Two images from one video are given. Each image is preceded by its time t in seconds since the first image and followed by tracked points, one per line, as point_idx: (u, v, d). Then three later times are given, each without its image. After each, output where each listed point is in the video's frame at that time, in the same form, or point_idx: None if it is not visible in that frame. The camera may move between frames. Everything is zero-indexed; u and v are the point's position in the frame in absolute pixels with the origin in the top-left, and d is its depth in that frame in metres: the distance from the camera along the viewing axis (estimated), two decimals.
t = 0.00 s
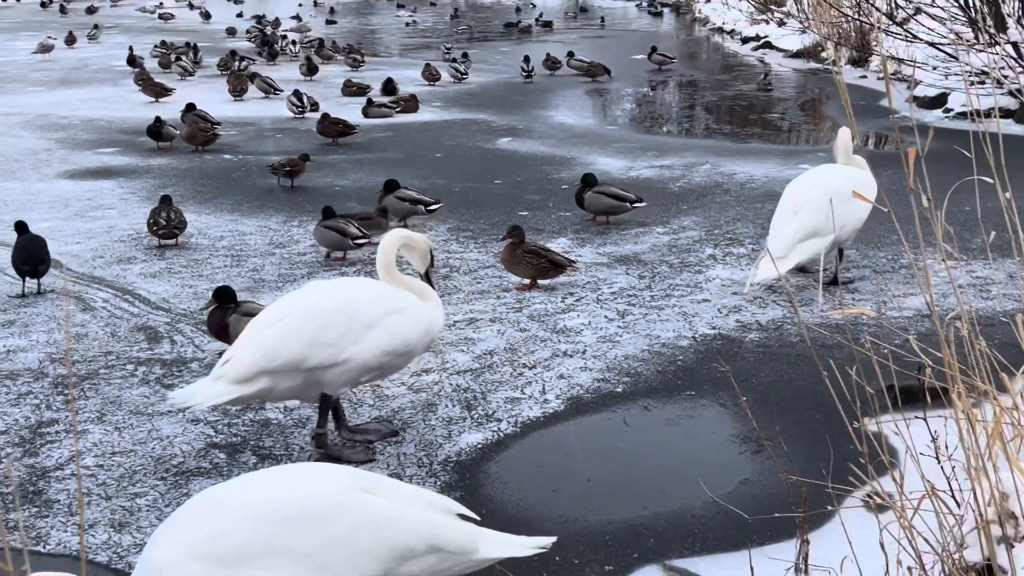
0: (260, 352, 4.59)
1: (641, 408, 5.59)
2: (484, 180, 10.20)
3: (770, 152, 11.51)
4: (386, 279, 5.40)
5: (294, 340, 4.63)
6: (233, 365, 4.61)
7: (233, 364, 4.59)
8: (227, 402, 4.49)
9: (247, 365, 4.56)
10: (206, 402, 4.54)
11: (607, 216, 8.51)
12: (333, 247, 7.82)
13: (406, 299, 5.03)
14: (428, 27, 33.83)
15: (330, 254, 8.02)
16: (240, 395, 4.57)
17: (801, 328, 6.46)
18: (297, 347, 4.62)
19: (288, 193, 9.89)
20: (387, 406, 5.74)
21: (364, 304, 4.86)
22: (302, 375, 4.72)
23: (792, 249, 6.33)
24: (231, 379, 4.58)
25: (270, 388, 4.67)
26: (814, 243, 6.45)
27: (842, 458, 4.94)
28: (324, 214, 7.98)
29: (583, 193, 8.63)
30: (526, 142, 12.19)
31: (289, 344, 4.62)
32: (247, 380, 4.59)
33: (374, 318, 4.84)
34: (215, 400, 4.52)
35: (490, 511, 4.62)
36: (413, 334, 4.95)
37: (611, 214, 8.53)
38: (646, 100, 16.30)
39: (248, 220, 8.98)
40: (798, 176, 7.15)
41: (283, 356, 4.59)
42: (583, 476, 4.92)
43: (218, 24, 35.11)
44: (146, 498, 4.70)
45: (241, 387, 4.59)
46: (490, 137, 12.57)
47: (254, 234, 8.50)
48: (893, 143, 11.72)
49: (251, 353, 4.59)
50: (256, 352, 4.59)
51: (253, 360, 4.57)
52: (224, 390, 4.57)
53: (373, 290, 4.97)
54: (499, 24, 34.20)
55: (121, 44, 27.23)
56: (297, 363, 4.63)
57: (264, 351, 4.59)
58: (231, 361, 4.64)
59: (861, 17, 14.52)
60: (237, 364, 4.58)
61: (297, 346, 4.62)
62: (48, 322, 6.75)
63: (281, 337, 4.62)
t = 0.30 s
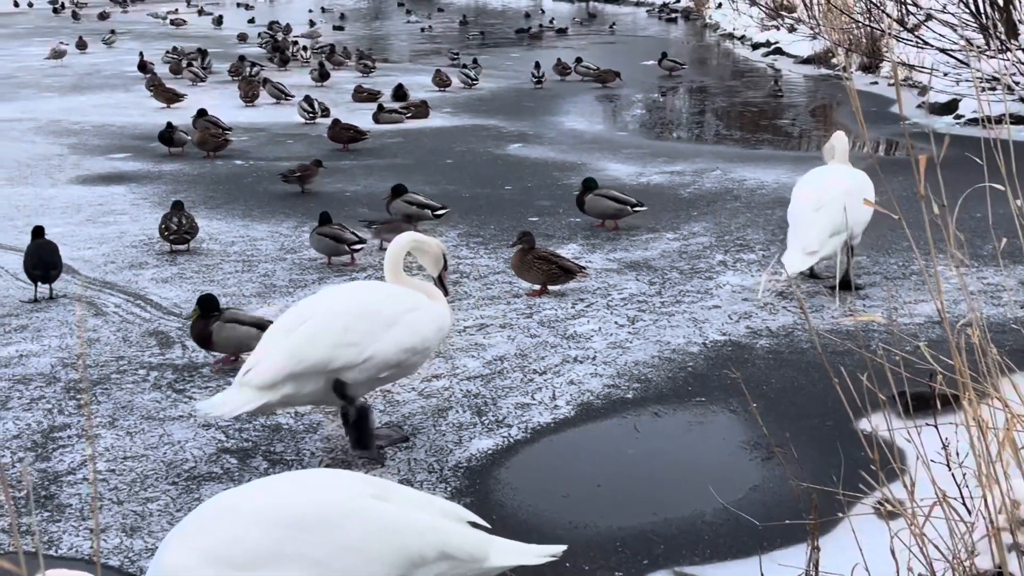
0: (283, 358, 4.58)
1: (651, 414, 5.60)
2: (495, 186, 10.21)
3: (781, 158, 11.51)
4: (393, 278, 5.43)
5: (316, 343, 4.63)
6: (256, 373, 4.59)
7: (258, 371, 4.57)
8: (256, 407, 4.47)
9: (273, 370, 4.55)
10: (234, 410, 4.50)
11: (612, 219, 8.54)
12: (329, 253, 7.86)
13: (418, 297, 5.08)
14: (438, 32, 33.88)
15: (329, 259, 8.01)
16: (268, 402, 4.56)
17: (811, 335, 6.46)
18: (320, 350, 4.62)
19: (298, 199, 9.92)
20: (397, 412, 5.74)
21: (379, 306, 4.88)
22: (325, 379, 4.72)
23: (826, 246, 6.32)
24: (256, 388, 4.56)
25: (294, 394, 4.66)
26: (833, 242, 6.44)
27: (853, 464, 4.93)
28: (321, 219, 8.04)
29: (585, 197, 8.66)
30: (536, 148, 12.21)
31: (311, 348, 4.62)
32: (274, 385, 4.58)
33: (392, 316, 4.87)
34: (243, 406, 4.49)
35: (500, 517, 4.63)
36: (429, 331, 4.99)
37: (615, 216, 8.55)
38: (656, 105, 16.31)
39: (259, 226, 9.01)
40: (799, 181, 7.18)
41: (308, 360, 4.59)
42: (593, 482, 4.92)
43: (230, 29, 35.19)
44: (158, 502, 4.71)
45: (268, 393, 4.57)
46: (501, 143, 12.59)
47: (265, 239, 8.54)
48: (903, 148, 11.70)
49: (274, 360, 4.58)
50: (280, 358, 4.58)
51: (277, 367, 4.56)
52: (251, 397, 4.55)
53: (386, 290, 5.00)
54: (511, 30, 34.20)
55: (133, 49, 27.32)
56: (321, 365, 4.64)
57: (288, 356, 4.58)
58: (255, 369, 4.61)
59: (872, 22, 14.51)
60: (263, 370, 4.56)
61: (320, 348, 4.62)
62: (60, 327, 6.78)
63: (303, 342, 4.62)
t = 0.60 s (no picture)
0: (308, 384, 4.50)
1: (655, 421, 5.58)
2: (500, 192, 10.22)
3: (786, 164, 11.50)
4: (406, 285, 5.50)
5: (341, 366, 4.59)
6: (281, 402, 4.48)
7: (286, 399, 4.45)
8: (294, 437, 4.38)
9: (302, 398, 4.46)
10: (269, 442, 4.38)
11: (610, 224, 8.54)
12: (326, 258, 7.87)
13: (425, 310, 5.13)
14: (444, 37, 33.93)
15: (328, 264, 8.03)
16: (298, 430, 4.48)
17: (816, 341, 6.45)
18: (345, 372, 4.59)
19: (304, 204, 9.94)
20: (401, 418, 5.74)
21: (393, 323, 4.88)
22: (349, 401, 4.69)
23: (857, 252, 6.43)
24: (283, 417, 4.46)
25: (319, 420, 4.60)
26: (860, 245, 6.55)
27: (856, 472, 4.92)
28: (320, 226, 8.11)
29: (584, 203, 8.66)
30: (541, 154, 12.22)
31: (335, 371, 4.57)
32: (303, 413, 4.49)
33: (406, 331, 4.90)
34: (278, 437, 4.38)
35: (503, 523, 4.62)
36: (441, 344, 5.04)
37: (613, 222, 8.56)
38: (661, 111, 16.30)
39: (264, 231, 9.03)
40: (797, 204, 7.33)
41: (335, 384, 4.55)
42: (597, 488, 4.91)
43: (235, 35, 35.26)
44: (162, 507, 4.71)
45: (298, 421, 4.48)
46: (506, 149, 12.60)
47: (270, 245, 8.55)
48: (908, 155, 11.70)
49: (300, 387, 4.49)
50: (306, 384, 4.50)
51: (304, 393, 4.48)
52: (283, 427, 4.44)
53: (394, 305, 5.02)
54: (516, 36, 34.25)
55: (138, 55, 27.37)
56: (348, 387, 4.61)
57: (314, 382, 4.52)
58: (280, 396, 4.51)
59: (877, 29, 14.52)
60: (292, 397, 4.46)
61: (346, 369, 4.59)
62: (65, 332, 6.79)
63: (328, 366, 4.56)
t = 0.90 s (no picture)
0: (326, 391, 4.53)
1: (656, 427, 5.58)
2: (501, 198, 10.23)
3: (788, 171, 11.51)
4: (438, 289, 5.46)
5: (360, 374, 4.60)
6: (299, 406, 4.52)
7: (305, 404, 4.49)
8: (313, 443, 4.41)
9: (319, 404, 4.50)
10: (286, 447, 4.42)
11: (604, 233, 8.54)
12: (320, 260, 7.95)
13: (449, 319, 5.12)
14: (445, 44, 34.00)
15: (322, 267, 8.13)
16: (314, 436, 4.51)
17: (817, 348, 6.44)
18: (364, 380, 4.61)
19: (306, 210, 9.95)
20: (402, 425, 5.73)
21: (416, 332, 4.89)
22: (367, 409, 4.71)
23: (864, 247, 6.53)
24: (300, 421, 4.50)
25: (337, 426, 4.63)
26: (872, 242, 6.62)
27: (857, 478, 4.91)
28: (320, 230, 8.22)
29: (580, 212, 8.65)
30: (542, 160, 12.24)
31: (354, 379, 4.59)
32: (320, 418, 4.53)
33: (430, 340, 4.90)
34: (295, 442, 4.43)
35: (504, 530, 4.61)
36: (463, 355, 5.03)
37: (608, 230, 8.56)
38: (663, 118, 16.32)
39: (265, 238, 9.03)
40: (812, 211, 7.43)
41: (352, 391, 4.57)
42: (597, 495, 4.90)
43: (237, 42, 35.32)
44: (163, 513, 4.71)
45: (315, 426, 4.51)
46: (507, 155, 12.62)
47: (272, 251, 8.56)
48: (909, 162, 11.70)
49: (318, 392, 4.52)
50: (324, 391, 4.53)
51: (321, 399, 4.51)
52: (300, 431, 4.48)
53: (419, 313, 5.02)
54: (517, 43, 34.32)
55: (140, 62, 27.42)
56: (366, 394, 4.63)
57: (333, 389, 4.54)
58: (299, 401, 4.54)
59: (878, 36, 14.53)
60: (310, 403, 4.50)
61: (366, 378, 4.61)
62: (66, 337, 6.80)
63: (347, 373, 4.58)
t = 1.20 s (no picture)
0: (335, 390, 4.57)
1: (652, 436, 5.57)
2: (498, 207, 10.23)
3: (784, 179, 11.52)
4: (457, 298, 5.36)
5: (371, 378, 4.62)
6: (310, 400, 4.58)
7: (314, 397, 4.57)
8: (315, 441, 4.47)
9: (326, 401, 4.56)
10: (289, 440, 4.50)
11: (600, 242, 8.55)
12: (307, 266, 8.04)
13: (471, 329, 5.09)
14: (443, 53, 34.06)
15: (310, 273, 8.20)
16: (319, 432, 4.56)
17: (814, 357, 6.44)
18: (375, 384, 4.62)
19: (303, 219, 9.96)
20: (397, 433, 5.72)
21: (434, 340, 4.87)
22: (376, 412, 4.73)
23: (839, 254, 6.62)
24: (308, 416, 4.57)
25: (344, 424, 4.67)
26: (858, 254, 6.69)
27: (853, 488, 4.90)
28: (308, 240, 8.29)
29: (576, 221, 8.66)
30: (540, 169, 12.25)
31: (366, 382, 4.60)
32: (327, 416, 4.59)
33: (447, 350, 4.87)
34: (299, 437, 4.50)
35: (500, 540, 4.60)
36: (479, 366, 5.00)
37: (604, 239, 8.57)
38: (660, 127, 16.35)
39: (262, 247, 9.04)
40: (814, 209, 7.49)
41: (361, 394, 4.59)
42: (593, 504, 4.89)
43: (234, 51, 35.34)
44: (159, 522, 4.70)
45: (321, 422, 4.57)
46: (504, 164, 12.63)
47: (269, 260, 8.56)
48: (906, 171, 11.72)
49: (327, 390, 4.58)
50: (333, 390, 4.58)
51: (330, 397, 4.57)
52: (306, 425, 4.56)
53: (441, 320, 5.01)
54: (516, 52, 34.40)
55: (137, 70, 27.43)
56: (375, 398, 4.65)
57: (341, 389, 4.57)
58: (310, 394, 4.61)
59: (875, 46, 14.57)
60: (320, 398, 4.57)
61: (377, 383, 4.62)
62: (62, 346, 6.79)
63: (358, 375, 4.60)
